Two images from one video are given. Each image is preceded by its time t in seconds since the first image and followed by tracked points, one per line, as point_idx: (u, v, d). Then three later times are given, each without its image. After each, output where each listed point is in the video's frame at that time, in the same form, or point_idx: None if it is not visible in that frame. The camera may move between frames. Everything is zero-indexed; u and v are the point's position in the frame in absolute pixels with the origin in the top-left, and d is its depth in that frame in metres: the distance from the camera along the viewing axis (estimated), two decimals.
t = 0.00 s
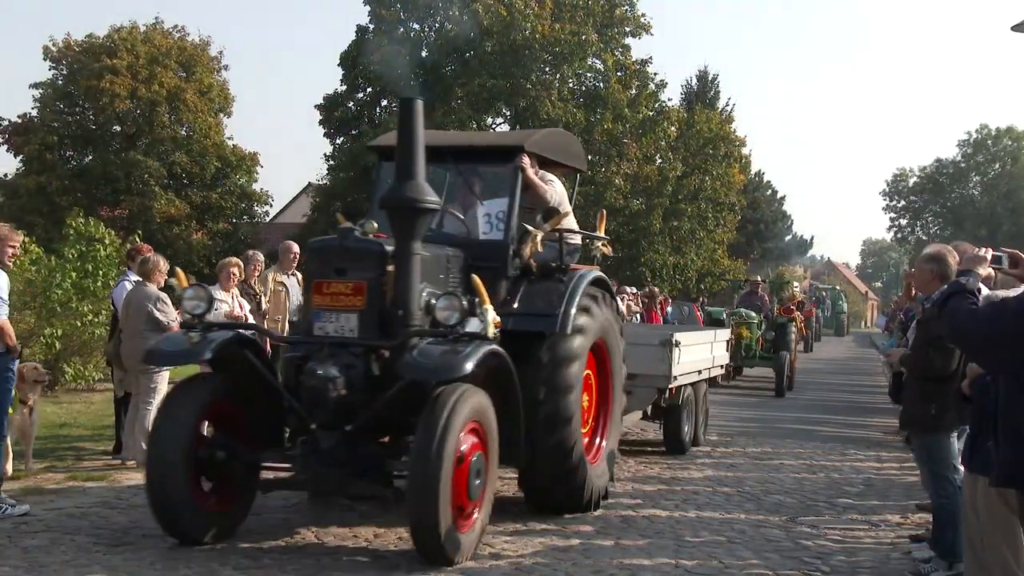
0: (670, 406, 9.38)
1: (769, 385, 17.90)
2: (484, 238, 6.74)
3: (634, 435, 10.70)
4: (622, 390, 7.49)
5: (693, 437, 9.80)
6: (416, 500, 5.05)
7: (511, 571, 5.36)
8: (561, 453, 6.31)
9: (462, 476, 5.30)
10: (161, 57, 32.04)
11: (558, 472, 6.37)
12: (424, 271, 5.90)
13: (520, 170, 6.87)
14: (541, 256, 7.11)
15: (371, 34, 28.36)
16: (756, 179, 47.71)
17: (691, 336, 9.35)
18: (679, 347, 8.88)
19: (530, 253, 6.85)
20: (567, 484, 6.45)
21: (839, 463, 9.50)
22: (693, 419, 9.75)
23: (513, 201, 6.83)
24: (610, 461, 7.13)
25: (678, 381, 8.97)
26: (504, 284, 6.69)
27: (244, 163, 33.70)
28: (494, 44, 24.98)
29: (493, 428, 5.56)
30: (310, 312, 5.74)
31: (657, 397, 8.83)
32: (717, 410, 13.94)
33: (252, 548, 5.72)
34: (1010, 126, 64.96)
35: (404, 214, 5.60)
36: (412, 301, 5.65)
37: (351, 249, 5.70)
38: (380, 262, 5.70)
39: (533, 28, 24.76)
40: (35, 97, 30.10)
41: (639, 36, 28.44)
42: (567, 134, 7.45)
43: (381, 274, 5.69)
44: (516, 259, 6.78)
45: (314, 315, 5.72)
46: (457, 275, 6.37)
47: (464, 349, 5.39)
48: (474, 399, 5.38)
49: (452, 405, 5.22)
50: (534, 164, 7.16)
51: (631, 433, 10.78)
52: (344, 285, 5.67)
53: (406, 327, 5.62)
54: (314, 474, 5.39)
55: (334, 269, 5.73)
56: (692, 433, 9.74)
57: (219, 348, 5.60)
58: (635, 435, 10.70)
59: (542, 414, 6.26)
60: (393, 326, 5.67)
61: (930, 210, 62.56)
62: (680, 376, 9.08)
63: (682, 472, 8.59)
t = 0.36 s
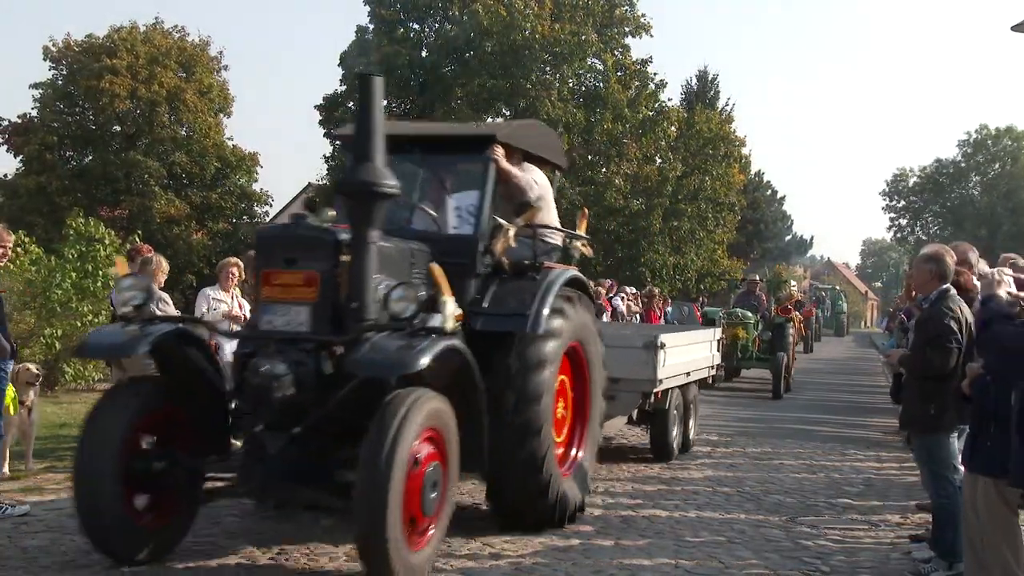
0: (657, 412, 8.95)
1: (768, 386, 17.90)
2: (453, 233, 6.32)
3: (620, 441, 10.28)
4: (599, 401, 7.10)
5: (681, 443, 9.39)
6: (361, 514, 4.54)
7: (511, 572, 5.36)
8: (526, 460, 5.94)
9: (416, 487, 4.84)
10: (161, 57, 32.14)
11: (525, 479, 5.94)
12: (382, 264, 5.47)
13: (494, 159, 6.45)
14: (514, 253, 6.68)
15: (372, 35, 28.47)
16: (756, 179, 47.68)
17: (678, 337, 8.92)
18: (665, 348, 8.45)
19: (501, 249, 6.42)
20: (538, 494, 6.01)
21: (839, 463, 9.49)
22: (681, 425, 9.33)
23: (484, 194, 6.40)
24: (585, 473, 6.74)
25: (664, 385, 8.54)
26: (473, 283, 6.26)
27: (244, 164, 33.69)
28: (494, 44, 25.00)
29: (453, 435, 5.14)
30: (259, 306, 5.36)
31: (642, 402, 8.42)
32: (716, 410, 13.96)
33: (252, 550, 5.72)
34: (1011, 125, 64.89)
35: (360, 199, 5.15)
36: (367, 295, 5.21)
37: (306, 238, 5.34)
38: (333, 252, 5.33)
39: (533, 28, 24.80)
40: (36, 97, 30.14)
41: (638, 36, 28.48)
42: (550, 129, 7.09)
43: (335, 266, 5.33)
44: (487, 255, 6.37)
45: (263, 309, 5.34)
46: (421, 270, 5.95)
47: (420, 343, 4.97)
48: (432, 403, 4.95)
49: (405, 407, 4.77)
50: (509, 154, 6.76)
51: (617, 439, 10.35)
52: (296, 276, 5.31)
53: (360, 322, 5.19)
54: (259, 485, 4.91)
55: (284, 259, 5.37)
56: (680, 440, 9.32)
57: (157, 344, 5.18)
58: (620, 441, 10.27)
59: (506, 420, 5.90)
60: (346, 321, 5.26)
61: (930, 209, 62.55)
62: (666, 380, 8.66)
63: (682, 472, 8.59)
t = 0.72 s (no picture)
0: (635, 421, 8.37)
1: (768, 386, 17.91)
2: (396, 226, 5.62)
3: (597, 450, 9.72)
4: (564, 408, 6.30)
5: (660, 455, 8.80)
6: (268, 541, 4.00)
7: (511, 571, 5.36)
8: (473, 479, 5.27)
9: (334, 513, 4.23)
10: (161, 57, 32.11)
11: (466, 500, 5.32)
12: (305, 258, 4.68)
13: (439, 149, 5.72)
14: (463, 248, 5.99)
15: (373, 35, 28.49)
16: (757, 179, 47.75)
17: (656, 341, 8.38)
18: (640, 353, 7.87)
19: (450, 245, 5.71)
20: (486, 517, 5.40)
21: (839, 463, 9.50)
22: (661, 435, 8.74)
23: (430, 182, 5.66)
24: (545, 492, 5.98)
25: (640, 391, 7.97)
26: (418, 280, 5.57)
27: (244, 163, 33.64)
28: (495, 44, 25.00)
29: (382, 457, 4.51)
30: (162, 306, 4.56)
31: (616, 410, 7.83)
32: (717, 409, 13.96)
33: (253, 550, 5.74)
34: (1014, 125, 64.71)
35: (278, 187, 4.28)
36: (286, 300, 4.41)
37: (212, 227, 4.54)
38: (248, 247, 4.53)
39: (533, 28, 24.75)
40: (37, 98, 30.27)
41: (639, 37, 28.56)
42: (506, 109, 6.35)
43: (250, 261, 4.53)
44: (435, 253, 5.65)
45: (166, 311, 4.54)
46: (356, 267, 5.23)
47: (344, 352, 4.30)
48: (355, 420, 4.32)
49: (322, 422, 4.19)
50: (460, 138, 6.01)
51: (595, 449, 9.81)
52: (205, 273, 4.51)
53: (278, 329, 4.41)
54: (160, 508, 4.19)
55: (192, 255, 4.55)
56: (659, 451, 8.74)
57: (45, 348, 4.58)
58: (597, 450, 9.69)
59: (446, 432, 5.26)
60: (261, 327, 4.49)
61: (930, 210, 62.59)
62: (643, 386, 8.09)
63: (682, 472, 8.60)
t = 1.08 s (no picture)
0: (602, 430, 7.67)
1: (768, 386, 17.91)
2: (297, 215, 4.48)
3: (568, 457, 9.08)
4: (504, 422, 5.18)
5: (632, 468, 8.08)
6: None
7: (511, 572, 5.34)
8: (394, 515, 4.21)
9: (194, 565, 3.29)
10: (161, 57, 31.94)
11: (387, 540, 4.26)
12: (166, 258, 3.71)
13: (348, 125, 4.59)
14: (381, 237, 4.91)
15: (373, 35, 28.47)
16: (756, 179, 47.83)
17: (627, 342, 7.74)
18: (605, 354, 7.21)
19: (361, 232, 4.63)
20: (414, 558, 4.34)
21: (838, 463, 9.50)
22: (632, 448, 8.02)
23: (336, 160, 4.56)
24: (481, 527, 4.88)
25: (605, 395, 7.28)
26: (325, 276, 4.42)
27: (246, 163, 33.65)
28: (494, 45, 25.09)
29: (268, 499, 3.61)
30: None
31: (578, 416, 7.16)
32: (717, 409, 13.96)
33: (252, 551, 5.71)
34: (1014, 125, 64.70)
35: (126, 171, 3.39)
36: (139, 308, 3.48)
37: (46, 220, 3.58)
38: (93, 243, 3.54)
39: (533, 28, 24.97)
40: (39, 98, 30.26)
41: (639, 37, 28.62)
42: (434, 74, 5.32)
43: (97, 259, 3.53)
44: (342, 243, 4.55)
45: None
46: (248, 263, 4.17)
47: (205, 376, 3.42)
48: (217, 451, 3.38)
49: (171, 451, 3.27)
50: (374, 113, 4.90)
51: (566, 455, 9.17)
52: (39, 282, 3.56)
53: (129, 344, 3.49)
54: None
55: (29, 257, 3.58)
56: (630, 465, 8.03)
57: None
58: (569, 458, 9.05)
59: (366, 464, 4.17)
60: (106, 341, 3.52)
61: (930, 210, 62.64)
62: (609, 391, 7.40)
63: (683, 473, 8.60)
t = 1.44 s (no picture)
0: (563, 445, 6.90)
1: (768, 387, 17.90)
2: (184, 201, 3.76)
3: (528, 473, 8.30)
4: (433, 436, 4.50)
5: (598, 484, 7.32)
6: None
7: (512, 572, 5.33)
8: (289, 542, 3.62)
9: None
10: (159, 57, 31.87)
11: None
12: None
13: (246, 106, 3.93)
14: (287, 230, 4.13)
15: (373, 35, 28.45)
16: (757, 179, 47.94)
17: (592, 347, 7.06)
18: (562, 361, 6.52)
19: (260, 223, 3.91)
20: None
21: (838, 463, 9.50)
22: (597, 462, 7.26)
23: (230, 136, 3.86)
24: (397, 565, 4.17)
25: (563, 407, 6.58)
26: (217, 274, 3.74)
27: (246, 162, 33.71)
28: (494, 44, 25.13)
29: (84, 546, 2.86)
30: None
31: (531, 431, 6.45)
32: (717, 410, 13.96)
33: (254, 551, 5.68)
34: (1012, 126, 64.82)
35: None
36: None
37: None
38: None
39: (534, 28, 25.08)
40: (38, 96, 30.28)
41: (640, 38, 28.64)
42: (347, 41, 4.62)
43: None
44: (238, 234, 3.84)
45: None
46: (113, 255, 3.42)
47: (11, 391, 2.68)
48: (28, 484, 2.67)
49: None
50: (276, 91, 4.20)
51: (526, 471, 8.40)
52: None
53: None
54: None
55: None
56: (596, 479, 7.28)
57: None
58: (528, 473, 8.27)
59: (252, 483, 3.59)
60: None
61: (930, 210, 62.71)
62: (569, 401, 6.71)
63: (683, 472, 8.60)
